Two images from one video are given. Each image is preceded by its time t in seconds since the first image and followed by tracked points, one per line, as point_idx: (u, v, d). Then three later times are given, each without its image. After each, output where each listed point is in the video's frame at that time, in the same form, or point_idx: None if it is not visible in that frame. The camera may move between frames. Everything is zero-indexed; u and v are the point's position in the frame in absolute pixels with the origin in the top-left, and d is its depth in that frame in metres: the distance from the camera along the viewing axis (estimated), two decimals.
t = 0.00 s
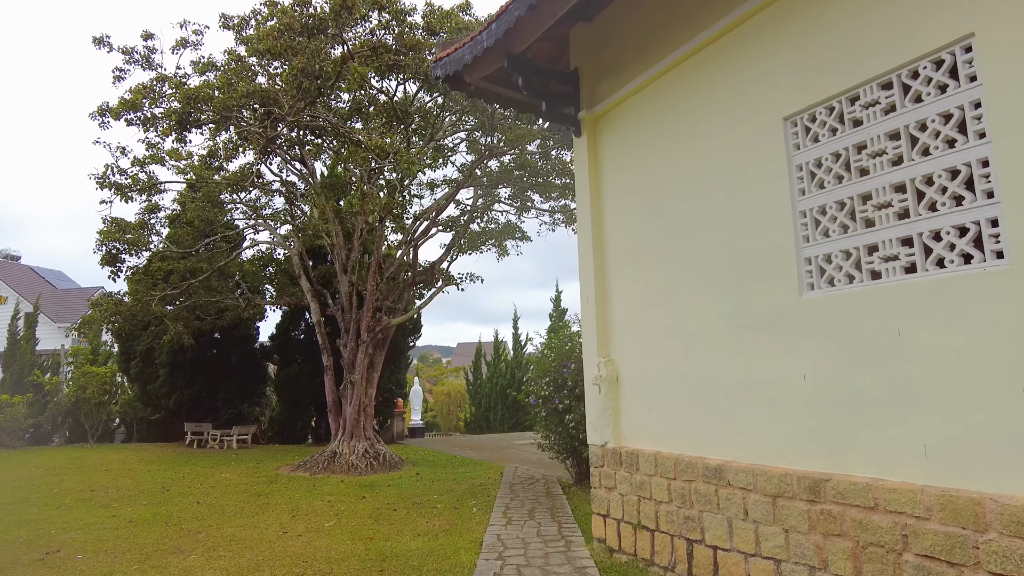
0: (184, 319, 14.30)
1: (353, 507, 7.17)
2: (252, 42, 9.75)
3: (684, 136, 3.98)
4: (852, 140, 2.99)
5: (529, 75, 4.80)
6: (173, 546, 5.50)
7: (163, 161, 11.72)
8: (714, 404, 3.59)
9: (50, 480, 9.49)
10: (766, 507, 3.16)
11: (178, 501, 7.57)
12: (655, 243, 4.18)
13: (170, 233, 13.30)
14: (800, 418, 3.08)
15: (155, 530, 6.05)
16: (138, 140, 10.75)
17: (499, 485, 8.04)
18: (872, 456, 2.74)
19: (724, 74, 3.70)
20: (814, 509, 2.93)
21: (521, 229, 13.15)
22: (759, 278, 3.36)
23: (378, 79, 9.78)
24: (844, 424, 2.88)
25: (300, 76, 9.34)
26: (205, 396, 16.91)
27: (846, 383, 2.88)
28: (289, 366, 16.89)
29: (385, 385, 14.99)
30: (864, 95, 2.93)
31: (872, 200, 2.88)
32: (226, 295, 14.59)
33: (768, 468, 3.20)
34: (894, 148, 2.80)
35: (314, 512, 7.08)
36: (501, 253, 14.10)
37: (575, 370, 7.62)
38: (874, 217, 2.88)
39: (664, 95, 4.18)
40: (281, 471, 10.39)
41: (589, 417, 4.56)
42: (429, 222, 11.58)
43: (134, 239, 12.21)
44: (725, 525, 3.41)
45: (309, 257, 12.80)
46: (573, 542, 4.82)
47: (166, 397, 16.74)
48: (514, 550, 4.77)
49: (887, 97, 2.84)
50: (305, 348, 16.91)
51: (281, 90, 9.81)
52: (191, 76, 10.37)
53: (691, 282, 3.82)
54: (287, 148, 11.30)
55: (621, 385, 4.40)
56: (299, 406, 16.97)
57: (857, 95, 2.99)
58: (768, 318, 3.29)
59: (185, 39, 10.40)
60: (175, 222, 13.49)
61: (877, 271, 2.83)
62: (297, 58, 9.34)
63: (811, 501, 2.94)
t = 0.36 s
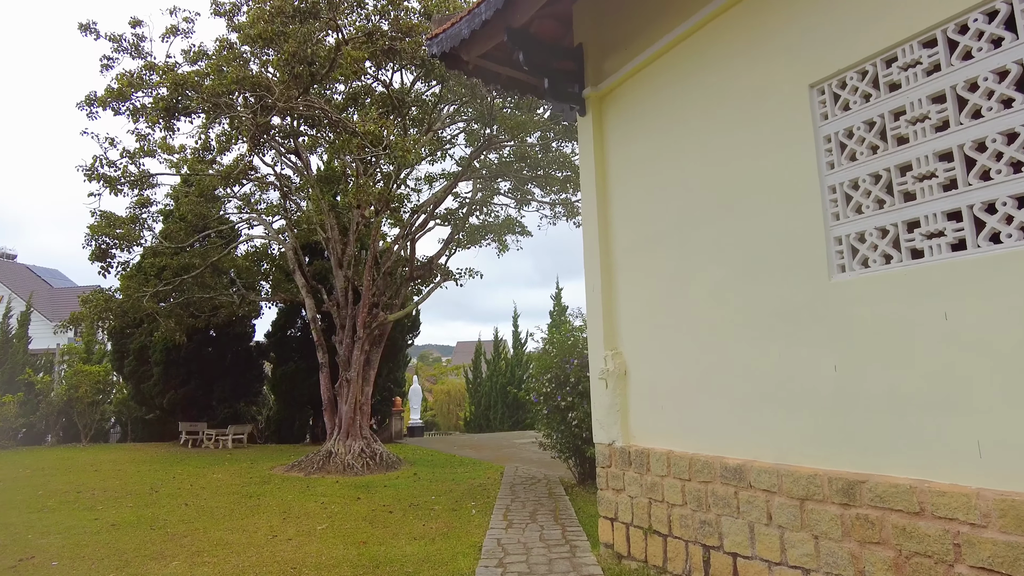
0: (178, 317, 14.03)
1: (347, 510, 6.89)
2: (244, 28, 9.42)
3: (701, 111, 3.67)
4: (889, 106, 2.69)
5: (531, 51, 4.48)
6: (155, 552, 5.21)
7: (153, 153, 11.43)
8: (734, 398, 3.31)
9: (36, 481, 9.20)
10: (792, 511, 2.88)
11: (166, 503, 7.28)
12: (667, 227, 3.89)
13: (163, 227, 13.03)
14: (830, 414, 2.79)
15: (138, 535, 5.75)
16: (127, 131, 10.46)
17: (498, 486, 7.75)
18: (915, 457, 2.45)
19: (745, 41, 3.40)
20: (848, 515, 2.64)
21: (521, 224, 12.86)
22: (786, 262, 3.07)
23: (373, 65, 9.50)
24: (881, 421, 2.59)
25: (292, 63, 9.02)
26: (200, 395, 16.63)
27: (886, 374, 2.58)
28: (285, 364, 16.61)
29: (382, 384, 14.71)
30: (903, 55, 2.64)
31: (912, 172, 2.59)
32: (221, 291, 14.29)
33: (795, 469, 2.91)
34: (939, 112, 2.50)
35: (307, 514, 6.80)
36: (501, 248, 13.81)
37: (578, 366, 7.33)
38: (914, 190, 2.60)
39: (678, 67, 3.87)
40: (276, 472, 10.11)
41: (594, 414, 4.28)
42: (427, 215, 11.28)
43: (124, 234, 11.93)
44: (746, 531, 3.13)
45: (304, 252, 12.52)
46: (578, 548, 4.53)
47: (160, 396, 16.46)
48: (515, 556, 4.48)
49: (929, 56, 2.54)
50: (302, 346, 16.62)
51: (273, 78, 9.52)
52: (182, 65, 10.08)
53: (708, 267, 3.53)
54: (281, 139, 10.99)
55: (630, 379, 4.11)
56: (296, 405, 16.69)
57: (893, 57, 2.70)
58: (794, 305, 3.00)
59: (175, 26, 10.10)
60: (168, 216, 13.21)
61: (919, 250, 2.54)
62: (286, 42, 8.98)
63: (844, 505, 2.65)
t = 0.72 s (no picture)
0: (177, 318, 13.78)
1: (347, 517, 6.61)
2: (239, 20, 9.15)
3: (725, 89, 3.37)
4: (944, 73, 2.39)
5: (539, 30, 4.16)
6: (143, 564, 4.94)
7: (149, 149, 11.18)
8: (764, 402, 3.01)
9: (28, 487, 8.94)
10: (832, 528, 2.58)
11: (159, 510, 7.01)
12: (687, 216, 3.59)
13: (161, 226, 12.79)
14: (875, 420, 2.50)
15: (127, 546, 5.48)
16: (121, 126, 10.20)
17: (504, 491, 7.48)
18: (977, 469, 2.16)
19: (772, 10, 3.11)
20: (897, 534, 2.34)
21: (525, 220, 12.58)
22: (822, 252, 2.78)
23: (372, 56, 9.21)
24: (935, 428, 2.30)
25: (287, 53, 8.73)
26: (201, 396, 16.40)
27: (940, 375, 2.29)
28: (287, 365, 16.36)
29: (385, 384, 14.45)
30: (959, 15, 2.34)
31: (973, 146, 2.28)
32: (221, 291, 14.05)
33: (835, 481, 2.61)
34: (1004, 78, 2.21)
35: (304, 521, 6.53)
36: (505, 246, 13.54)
37: (587, 366, 7.05)
38: (974, 168, 2.30)
39: (699, 43, 3.57)
40: (275, 476, 9.85)
41: (606, 417, 4.00)
42: (429, 211, 11.01)
43: (121, 232, 11.68)
44: (778, 548, 2.83)
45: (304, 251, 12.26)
46: (590, 563, 4.24)
47: (160, 398, 16.24)
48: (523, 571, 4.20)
49: (991, 16, 2.25)
50: (303, 347, 16.38)
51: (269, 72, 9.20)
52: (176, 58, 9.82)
53: (733, 259, 3.25)
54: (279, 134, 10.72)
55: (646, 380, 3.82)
56: (298, 406, 16.45)
57: (946, 19, 2.40)
58: (832, 299, 2.71)
59: (170, 19, 9.85)
60: (166, 215, 12.96)
61: (981, 234, 2.24)
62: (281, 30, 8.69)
63: (894, 523, 2.36)
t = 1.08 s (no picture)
0: (175, 315, 13.50)
1: (345, 521, 6.31)
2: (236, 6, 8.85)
3: (755, 56, 3.05)
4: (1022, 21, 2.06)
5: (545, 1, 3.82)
6: (126, 572, 4.63)
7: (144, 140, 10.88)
8: (803, 402, 2.70)
9: (18, 488, 8.64)
10: (886, 543, 2.26)
11: (150, 512, 6.71)
12: (712, 198, 3.27)
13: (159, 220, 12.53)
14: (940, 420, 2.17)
15: (111, 552, 5.18)
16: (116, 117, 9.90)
17: (509, 494, 7.17)
18: None
19: None
20: (969, 552, 2.02)
21: (530, 215, 12.28)
22: (870, 231, 2.45)
23: (373, 44, 8.90)
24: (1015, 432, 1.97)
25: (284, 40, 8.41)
26: (200, 395, 16.13)
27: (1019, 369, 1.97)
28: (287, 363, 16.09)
29: (387, 383, 14.16)
30: None
31: None
32: (219, 288, 13.76)
33: (889, 489, 2.29)
34: None
35: (300, 525, 6.22)
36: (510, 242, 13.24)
37: (596, 364, 6.74)
38: None
39: (727, 7, 3.24)
40: (273, 477, 9.56)
41: (623, 416, 3.70)
42: (432, 205, 10.71)
43: (116, 227, 11.33)
44: (822, 565, 2.51)
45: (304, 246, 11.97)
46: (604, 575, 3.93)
47: (159, 396, 15.97)
48: None
49: None
50: (304, 345, 16.10)
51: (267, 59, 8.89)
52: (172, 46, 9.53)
53: (764, 244, 2.93)
54: (278, 126, 10.43)
55: (666, 377, 3.51)
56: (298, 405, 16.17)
57: None
58: (883, 284, 2.39)
59: (166, 6, 9.57)
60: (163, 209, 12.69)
61: None
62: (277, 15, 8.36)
63: (964, 540, 2.04)
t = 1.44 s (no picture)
0: (168, 311, 13.20)
1: (337, 523, 6.03)
2: None
3: (778, 16, 2.78)
4: None
5: None
6: None
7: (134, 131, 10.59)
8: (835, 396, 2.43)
9: (1, 489, 8.35)
10: (941, 554, 1.99)
11: (135, 515, 6.42)
12: (730, 176, 3.00)
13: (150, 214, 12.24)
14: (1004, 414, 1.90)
15: (90, 557, 4.90)
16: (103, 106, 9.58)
17: (509, 494, 6.90)
18: None
19: None
20: None
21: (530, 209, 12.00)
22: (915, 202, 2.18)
23: (367, 29, 8.59)
24: None
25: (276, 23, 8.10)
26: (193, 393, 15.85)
27: None
28: (282, 360, 15.81)
29: (385, 381, 13.89)
30: None
31: None
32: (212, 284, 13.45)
33: (942, 492, 2.02)
34: None
35: (291, 527, 5.95)
36: (510, 237, 12.95)
37: (600, 360, 6.46)
38: None
39: None
40: (266, 477, 9.28)
41: (633, 411, 3.44)
42: (429, 197, 10.43)
43: (107, 220, 11.01)
44: None
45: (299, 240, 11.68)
46: None
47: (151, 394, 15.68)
48: None
49: None
50: (299, 342, 15.83)
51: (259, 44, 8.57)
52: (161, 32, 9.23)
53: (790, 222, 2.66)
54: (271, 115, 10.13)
55: (681, 370, 3.24)
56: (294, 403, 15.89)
57: None
58: (919, 269, 2.15)
59: None
60: (154, 203, 12.38)
61: None
62: None
63: None
